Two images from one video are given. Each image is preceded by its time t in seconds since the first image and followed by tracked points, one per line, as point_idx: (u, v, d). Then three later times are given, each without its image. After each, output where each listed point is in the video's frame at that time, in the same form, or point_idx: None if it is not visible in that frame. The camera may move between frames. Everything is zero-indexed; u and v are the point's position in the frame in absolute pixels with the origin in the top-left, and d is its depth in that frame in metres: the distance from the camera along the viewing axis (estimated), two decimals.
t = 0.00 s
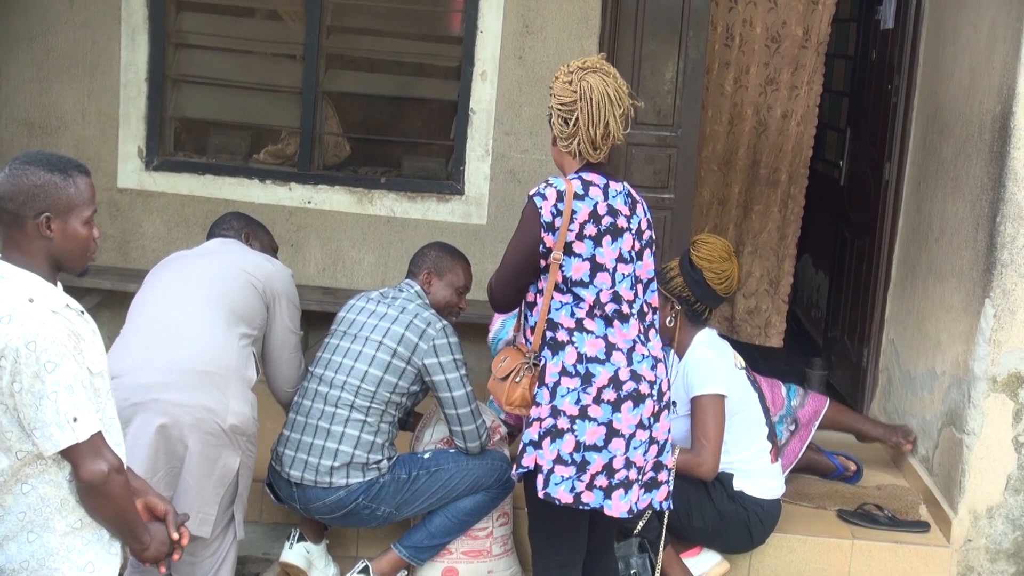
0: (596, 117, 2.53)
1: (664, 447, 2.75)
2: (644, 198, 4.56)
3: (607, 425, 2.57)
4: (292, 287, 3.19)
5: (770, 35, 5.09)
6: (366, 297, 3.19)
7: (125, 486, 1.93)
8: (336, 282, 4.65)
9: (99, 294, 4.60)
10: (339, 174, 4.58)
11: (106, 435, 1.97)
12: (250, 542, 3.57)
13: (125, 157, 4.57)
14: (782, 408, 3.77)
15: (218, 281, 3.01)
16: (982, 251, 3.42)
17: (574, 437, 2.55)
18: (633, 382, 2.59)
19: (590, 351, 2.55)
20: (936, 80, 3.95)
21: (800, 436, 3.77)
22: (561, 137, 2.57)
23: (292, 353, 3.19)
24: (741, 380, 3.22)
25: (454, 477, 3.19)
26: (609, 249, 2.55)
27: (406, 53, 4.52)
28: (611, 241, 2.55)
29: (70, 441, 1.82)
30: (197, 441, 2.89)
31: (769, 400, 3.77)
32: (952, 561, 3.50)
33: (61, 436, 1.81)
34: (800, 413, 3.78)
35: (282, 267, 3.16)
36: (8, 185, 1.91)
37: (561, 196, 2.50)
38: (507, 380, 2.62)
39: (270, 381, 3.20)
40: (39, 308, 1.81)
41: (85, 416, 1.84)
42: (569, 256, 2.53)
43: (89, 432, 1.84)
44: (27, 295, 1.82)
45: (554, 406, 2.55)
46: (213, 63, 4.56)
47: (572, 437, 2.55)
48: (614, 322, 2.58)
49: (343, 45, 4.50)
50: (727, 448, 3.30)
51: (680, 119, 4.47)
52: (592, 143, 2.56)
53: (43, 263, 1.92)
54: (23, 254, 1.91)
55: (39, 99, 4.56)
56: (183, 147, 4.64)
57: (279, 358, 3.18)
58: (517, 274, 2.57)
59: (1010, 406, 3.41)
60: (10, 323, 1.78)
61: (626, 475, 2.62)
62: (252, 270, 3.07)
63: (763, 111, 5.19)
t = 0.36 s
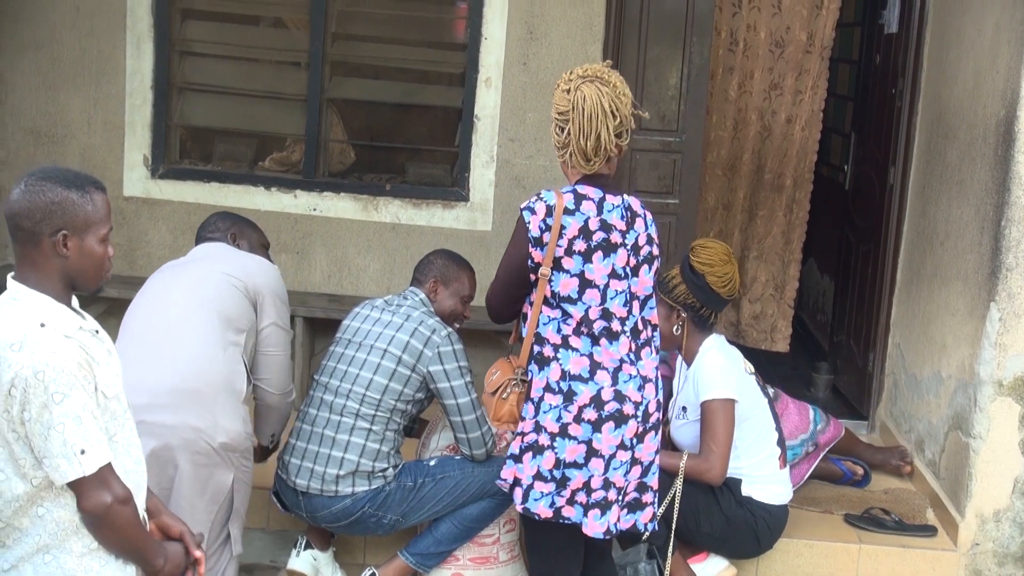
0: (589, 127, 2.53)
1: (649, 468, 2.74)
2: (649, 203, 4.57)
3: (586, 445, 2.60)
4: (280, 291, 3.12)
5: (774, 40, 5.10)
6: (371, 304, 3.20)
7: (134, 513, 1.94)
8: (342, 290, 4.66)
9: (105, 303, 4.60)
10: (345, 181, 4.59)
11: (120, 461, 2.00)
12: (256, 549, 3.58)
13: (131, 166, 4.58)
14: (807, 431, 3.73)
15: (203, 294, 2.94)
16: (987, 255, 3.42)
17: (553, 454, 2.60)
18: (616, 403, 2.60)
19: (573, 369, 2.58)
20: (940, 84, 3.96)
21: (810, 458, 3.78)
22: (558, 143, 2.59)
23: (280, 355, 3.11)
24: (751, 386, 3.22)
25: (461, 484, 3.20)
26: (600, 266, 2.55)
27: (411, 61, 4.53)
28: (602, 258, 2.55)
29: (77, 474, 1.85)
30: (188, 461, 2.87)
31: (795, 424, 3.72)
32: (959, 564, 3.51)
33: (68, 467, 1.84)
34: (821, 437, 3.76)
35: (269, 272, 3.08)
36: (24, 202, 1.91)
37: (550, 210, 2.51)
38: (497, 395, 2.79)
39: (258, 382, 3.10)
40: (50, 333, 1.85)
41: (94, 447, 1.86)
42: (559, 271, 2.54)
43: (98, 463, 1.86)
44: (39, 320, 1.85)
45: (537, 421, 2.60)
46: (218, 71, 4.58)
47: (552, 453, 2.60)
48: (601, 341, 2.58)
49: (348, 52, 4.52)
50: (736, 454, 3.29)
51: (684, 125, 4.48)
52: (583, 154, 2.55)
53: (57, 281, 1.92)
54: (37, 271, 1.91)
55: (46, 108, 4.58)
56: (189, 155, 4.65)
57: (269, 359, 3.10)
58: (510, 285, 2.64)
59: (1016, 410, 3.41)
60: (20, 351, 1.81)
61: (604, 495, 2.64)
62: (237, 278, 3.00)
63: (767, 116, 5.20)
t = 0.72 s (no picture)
0: (597, 138, 2.52)
1: (641, 478, 2.68)
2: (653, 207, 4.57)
3: (574, 447, 2.57)
4: (283, 289, 3.00)
5: (777, 43, 5.10)
6: (377, 309, 3.20)
7: (144, 532, 1.95)
8: (347, 295, 4.67)
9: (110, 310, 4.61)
10: (349, 186, 4.60)
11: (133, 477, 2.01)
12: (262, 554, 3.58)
13: (136, 173, 4.59)
14: (816, 435, 3.70)
15: (199, 296, 2.83)
16: (992, 257, 3.42)
17: (542, 453, 2.60)
18: (607, 407, 2.56)
19: (568, 369, 2.57)
20: (944, 86, 3.95)
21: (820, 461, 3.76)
22: (570, 150, 2.59)
23: (287, 348, 3.01)
24: (759, 391, 3.20)
25: (467, 488, 3.20)
26: (601, 270, 2.54)
27: (416, 66, 4.54)
28: (603, 261, 2.53)
29: (91, 493, 1.86)
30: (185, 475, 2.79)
31: (802, 430, 3.67)
32: (966, 567, 3.50)
33: (83, 487, 1.85)
34: (831, 442, 3.77)
35: (271, 269, 2.96)
36: (39, 214, 1.92)
37: (553, 211, 2.54)
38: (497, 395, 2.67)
39: (260, 378, 2.99)
40: (67, 348, 1.85)
41: (108, 466, 1.87)
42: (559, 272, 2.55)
43: (112, 484, 1.87)
44: (56, 335, 1.86)
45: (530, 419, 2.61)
46: (223, 78, 4.59)
47: (541, 453, 2.60)
48: (597, 343, 2.56)
49: (352, 58, 4.52)
50: (741, 459, 3.28)
51: (689, 129, 4.48)
52: (591, 164, 2.55)
53: (71, 294, 1.93)
54: (52, 283, 1.92)
55: (51, 115, 4.59)
56: (194, 161, 4.66)
57: (271, 352, 2.99)
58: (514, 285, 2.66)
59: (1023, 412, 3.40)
60: (38, 369, 1.82)
61: (593, 501, 2.59)
62: (236, 278, 2.88)
63: (771, 119, 5.20)
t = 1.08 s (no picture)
0: (611, 135, 2.49)
1: (651, 471, 2.64)
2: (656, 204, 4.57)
3: (577, 442, 2.57)
4: (288, 280, 2.93)
5: (782, 40, 5.09)
6: (381, 307, 3.20)
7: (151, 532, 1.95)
8: (351, 293, 4.67)
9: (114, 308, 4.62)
10: (353, 184, 4.60)
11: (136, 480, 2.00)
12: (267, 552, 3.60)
13: (140, 171, 4.59)
14: (819, 418, 3.77)
15: (199, 292, 2.78)
16: (996, 255, 3.41)
17: (545, 446, 2.61)
18: (610, 403, 2.55)
19: (572, 366, 2.56)
20: (948, 84, 3.95)
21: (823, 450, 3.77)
22: (581, 146, 2.56)
23: (290, 341, 2.94)
24: (762, 387, 3.20)
25: (471, 487, 3.20)
26: (604, 267, 2.52)
27: (420, 64, 4.54)
28: (605, 258, 2.51)
29: (94, 495, 1.86)
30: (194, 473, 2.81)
31: (802, 412, 3.76)
32: (970, 565, 3.50)
33: (86, 489, 1.85)
34: (835, 428, 3.78)
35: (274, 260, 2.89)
36: (42, 215, 1.92)
37: (557, 210, 2.52)
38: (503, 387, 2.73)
39: (261, 370, 2.93)
40: (69, 350, 1.85)
41: (112, 469, 1.87)
42: (563, 270, 2.56)
43: (115, 486, 1.87)
44: (59, 337, 1.86)
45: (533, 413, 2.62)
46: (227, 76, 4.60)
47: (545, 446, 2.61)
48: (602, 341, 2.54)
49: (355, 56, 4.52)
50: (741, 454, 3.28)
51: (692, 127, 4.47)
52: (604, 161, 2.52)
53: (75, 295, 1.93)
54: (57, 284, 1.92)
55: (55, 113, 4.60)
56: (197, 160, 4.67)
57: (274, 344, 2.92)
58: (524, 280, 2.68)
59: None
60: (41, 372, 1.82)
61: (596, 495, 2.59)
62: (236, 271, 2.83)
63: (776, 116, 5.19)
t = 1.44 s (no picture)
0: (591, 135, 2.48)
1: (640, 466, 2.59)
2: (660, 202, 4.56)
3: (564, 437, 2.55)
4: (302, 280, 2.86)
5: (786, 38, 5.08)
6: (383, 307, 3.20)
7: (164, 524, 1.95)
8: (355, 292, 4.68)
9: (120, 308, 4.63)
10: (357, 183, 4.60)
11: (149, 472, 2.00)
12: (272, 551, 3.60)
13: (144, 170, 4.59)
14: (813, 407, 3.80)
15: (208, 293, 2.72)
16: (1001, 253, 3.41)
17: (536, 442, 2.59)
18: (593, 401, 2.53)
19: (555, 364, 2.55)
20: (953, 81, 3.94)
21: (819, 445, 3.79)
22: (561, 144, 2.54)
23: (307, 340, 2.87)
24: (768, 386, 3.19)
25: (476, 485, 3.21)
26: (580, 266, 2.50)
27: (423, 63, 4.54)
28: (582, 257, 2.49)
29: (109, 487, 1.86)
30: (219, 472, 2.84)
31: (797, 399, 3.80)
32: (975, 563, 3.49)
33: (101, 481, 1.85)
34: (831, 417, 3.80)
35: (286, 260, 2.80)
36: (45, 212, 1.92)
37: (531, 211, 2.52)
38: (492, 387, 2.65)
39: (279, 369, 2.88)
40: (79, 343, 1.86)
41: (127, 460, 1.87)
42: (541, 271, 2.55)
43: (130, 477, 1.88)
44: (68, 332, 1.86)
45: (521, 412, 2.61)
46: (231, 76, 4.60)
47: (535, 442, 2.60)
48: (582, 339, 2.53)
49: (359, 55, 4.53)
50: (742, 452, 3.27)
51: (696, 125, 4.47)
52: (583, 160, 2.50)
53: (82, 291, 1.94)
54: (62, 280, 1.92)
55: (60, 114, 4.61)
56: (202, 159, 4.67)
57: (290, 345, 2.85)
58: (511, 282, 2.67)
59: None
60: (53, 367, 1.83)
61: (583, 490, 2.56)
62: (246, 272, 2.75)
63: (780, 115, 5.18)
